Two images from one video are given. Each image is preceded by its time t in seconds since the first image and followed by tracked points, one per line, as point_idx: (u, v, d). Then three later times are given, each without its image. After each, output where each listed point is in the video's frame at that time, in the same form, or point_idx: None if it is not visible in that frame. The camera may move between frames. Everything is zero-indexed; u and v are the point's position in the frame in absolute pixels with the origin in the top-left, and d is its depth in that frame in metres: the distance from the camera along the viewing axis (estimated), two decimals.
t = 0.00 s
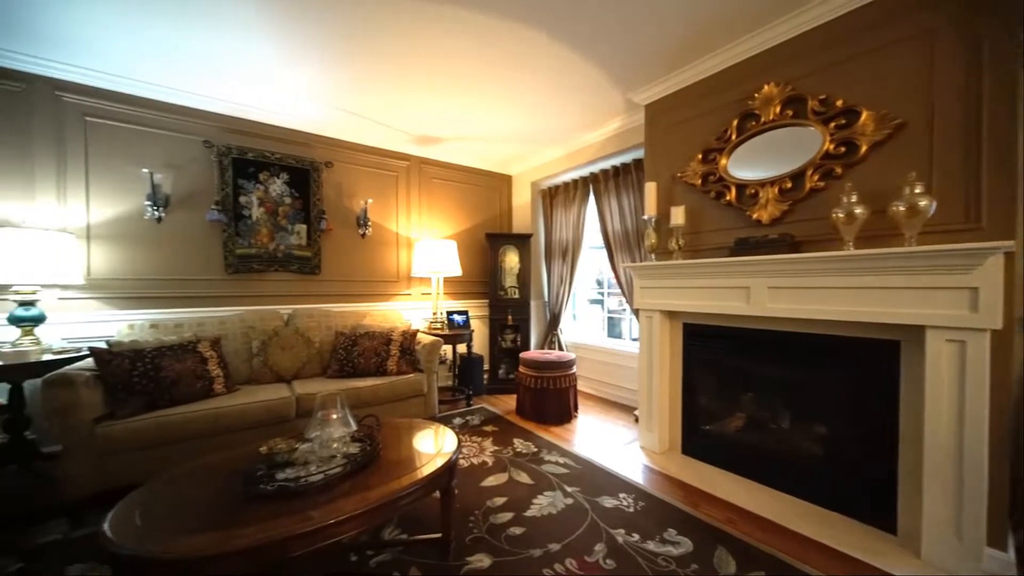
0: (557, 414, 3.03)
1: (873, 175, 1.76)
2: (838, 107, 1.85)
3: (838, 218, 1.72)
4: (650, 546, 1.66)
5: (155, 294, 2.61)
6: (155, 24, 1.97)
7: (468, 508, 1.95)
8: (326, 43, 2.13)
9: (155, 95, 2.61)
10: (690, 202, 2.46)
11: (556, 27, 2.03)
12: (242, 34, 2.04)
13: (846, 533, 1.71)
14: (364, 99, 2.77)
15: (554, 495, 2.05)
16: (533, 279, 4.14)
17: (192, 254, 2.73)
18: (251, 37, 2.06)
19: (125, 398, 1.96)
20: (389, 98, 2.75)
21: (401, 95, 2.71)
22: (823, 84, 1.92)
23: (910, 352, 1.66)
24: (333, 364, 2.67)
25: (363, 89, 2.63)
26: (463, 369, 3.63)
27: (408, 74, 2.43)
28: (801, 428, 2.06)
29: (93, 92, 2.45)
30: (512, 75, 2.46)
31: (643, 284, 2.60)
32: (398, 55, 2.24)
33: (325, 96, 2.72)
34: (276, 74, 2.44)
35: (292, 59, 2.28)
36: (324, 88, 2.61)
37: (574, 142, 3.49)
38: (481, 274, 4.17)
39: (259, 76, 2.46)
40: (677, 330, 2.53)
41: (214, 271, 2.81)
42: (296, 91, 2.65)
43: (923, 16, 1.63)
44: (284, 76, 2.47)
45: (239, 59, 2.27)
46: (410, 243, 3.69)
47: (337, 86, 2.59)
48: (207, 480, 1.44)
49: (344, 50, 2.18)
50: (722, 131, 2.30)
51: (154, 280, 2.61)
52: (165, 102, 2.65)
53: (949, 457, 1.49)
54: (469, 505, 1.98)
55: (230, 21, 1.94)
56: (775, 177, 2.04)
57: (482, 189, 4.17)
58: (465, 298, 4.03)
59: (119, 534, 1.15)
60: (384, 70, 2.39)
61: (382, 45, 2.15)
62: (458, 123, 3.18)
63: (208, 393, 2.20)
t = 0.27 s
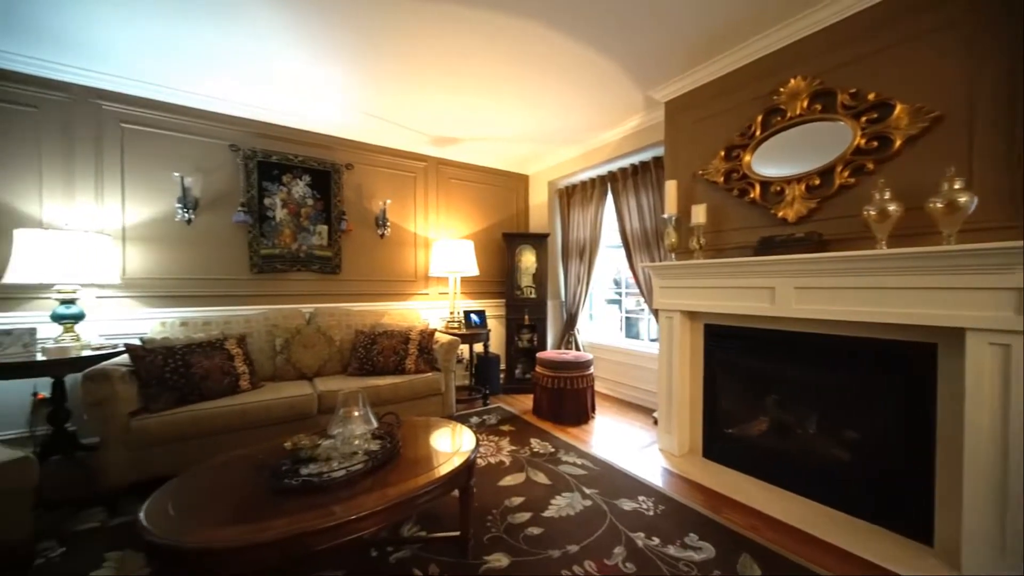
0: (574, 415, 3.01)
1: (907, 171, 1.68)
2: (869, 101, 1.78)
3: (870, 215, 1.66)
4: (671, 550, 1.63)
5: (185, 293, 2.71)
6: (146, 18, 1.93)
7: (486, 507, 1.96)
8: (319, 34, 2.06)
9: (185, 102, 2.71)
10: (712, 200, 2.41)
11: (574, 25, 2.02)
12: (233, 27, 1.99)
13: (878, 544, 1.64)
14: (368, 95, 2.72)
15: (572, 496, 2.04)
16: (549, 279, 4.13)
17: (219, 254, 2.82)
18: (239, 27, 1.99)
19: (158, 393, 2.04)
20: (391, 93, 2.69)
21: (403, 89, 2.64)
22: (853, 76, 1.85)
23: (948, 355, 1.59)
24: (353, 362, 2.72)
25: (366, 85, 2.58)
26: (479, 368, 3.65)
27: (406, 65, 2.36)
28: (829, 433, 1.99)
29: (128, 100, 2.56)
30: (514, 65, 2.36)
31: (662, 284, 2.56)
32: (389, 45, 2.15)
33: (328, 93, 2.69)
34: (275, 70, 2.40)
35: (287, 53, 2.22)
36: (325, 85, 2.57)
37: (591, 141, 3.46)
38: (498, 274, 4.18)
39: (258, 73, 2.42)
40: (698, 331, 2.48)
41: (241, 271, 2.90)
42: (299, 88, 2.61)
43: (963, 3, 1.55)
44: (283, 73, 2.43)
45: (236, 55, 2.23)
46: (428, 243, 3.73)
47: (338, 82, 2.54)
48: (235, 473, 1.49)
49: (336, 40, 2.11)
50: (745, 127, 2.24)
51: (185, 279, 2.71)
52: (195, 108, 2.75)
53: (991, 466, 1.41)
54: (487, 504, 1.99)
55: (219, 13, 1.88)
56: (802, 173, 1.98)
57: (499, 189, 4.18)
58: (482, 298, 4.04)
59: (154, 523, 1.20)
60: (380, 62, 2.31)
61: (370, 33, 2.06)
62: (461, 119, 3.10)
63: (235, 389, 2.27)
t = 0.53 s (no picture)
0: (591, 416, 2.99)
1: (945, 166, 1.61)
2: (904, 93, 1.71)
3: (904, 213, 1.60)
4: (692, 555, 1.60)
5: (212, 292, 2.79)
6: (137, 13, 1.92)
7: (503, 507, 1.96)
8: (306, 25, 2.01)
9: (213, 107, 2.80)
10: (734, 198, 2.36)
11: (592, 23, 2.00)
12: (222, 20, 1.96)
13: (912, 555, 1.58)
14: (367, 91, 2.69)
15: (590, 498, 2.02)
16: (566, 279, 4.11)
17: (244, 254, 2.90)
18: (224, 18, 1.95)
19: (187, 389, 2.12)
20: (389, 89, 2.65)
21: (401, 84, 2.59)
22: (886, 68, 1.77)
23: (990, 360, 1.51)
24: (372, 360, 2.76)
25: (364, 80, 2.54)
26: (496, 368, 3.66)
27: (399, 58, 2.30)
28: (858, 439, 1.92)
29: (159, 106, 2.66)
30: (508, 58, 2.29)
31: (683, 284, 2.51)
32: (374, 33, 2.08)
33: (327, 90, 2.67)
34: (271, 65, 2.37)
35: (280, 47, 2.19)
36: (322, 80, 2.54)
37: (609, 139, 3.43)
38: (514, 273, 4.18)
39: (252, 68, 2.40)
40: (720, 332, 2.43)
41: (264, 271, 2.97)
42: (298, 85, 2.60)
43: None
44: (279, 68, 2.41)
45: (229, 49, 2.21)
46: (445, 243, 3.75)
47: (334, 77, 2.50)
48: (261, 467, 1.53)
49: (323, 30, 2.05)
50: (770, 122, 2.18)
51: (212, 279, 2.80)
52: (221, 112, 2.84)
53: None
54: (505, 503, 1.99)
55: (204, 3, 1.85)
56: (831, 169, 1.91)
57: (515, 189, 4.18)
58: (499, 298, 4.05)
59: (185, 514, 1.25)
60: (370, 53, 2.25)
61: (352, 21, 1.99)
62: (462, 115, 3.05)
63: (259, 385, 2.33)
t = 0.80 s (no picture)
0: (609, 417, 2.96)
1: (987, 160, 1.53)
2: (942, 85, 1.63)
3: (942, 210, 1.53)
4: (714, 561, 1.57)
5: (237, 291, 2.88)
6: (131, 15, 1.95)
7: (520, 506, 1.96)
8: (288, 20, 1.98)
9: (239, 111, 2.88)
10: (758, 195, 2.29)
11: (611, 20, 1.98)
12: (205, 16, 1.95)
13: (948, 568, 1.51)
14: (365, 89, 2.67)
15: (608, 500, 2.00)
16: (583, 279, 4.08)
17: (267, 254, 2.98)
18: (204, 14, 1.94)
19: (214, 384, 2.19)
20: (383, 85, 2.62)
21: (395, 81, 2.56)
22: (922, 60, 1.70)
23: None
24: (390, 359, 2.80)
25: (361, 78, 2.53)
26: (512, 367, 3.66)
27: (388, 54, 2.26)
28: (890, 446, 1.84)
29: (188, 110, 2.75)
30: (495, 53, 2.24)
31: (703, 284, 2.46)
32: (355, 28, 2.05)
33: (325, 89, 2.67)
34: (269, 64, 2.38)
35: (272, 45, 2.19)
36: (320, 79, 2.54)
37: (627, 137, 3.38)
38: (530, 273, 4.17)
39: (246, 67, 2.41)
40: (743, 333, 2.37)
41: (287, 271, 3.04)
42: (297, 84, 2.61)
43: None
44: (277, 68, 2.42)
45: (220, 48, 2.22)
46: (462, 242, 3.78)
47: (329, 75, 2.50)
48: (285, 462, 1.57)
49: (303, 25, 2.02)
50: (796, 118, 2.11)
51: (237, 278, 2.88)
52: (246, 116, 2.92)
53: None
54: (522, 503, 1.99)
55: None
56: (862, 166, 1.84)
57: (532, 188, 4.17)
58: (515, 297, 4.05)
59: (214, 506, 1.29)
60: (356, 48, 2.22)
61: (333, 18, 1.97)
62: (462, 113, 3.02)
63: (282, 382, 2.39)
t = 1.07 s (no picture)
0: (626, 418, 2.93)
1: None
2: (981, 76, 1.56)
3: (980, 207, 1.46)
4: (736, 567, 1.53)
5: (261, 290, 2.96)
6: (140, 21, 2.00)
7: (538, 507, 1.95)
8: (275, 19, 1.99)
9: (262, 114, 2.96)
10: (782, 193, 2.23)
11: (630, 17, 1.96)
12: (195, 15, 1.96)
13: None
14: (363, 87, 2.68)
15: (626, 502, 1.98)
16: (600, 278, 4.04)
17: (290, 254, 3.05)
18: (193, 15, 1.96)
19: (240, 381, 2.25)
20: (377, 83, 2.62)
21: (390, 77, 2.54)
22: (959, 50, 1.62)
23: None
24: (409, 358, 2.83)
25: (356, 76, 2.53)
26: (528, 367, 3.65)
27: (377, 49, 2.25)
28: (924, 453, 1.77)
29: (215, 115, 2.84)
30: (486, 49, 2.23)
31: (725, 284, 2.41)
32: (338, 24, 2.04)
33: (322, 88, 2.69)
34: (266, 64, 2.40)
35: (264, 44, 2.19)
36: (318, 78, 2.56)
37: (646, 135, 3.34)
38: (546, 273, 4.16)
39: (241, 67, 2.43)
40: (766, 335, 2.31)
41: (308, 270, 3.11)
42: (294, 83, 2.63)
43: None
44: (275, 67, 2.43)
45: (214, 47, 2.24)
46: (478, 242, 3.79)
47: (325, 74, 2.51)
48: (308, 458, 1.60)
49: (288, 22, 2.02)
50: (824, 113, 2.05)
51: (261, 278, 2.96)
52: (269, 120, 3.00)
53: None
54: (540, 503, 1.98)
55: None
56: (894, 162, 1.78)
57: (548, 188, 4.16)
58: (531, 297, 4.05)
59: (241, 499, 1.32)
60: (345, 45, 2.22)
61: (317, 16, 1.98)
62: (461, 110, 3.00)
63: (304, 379, 2.44)
